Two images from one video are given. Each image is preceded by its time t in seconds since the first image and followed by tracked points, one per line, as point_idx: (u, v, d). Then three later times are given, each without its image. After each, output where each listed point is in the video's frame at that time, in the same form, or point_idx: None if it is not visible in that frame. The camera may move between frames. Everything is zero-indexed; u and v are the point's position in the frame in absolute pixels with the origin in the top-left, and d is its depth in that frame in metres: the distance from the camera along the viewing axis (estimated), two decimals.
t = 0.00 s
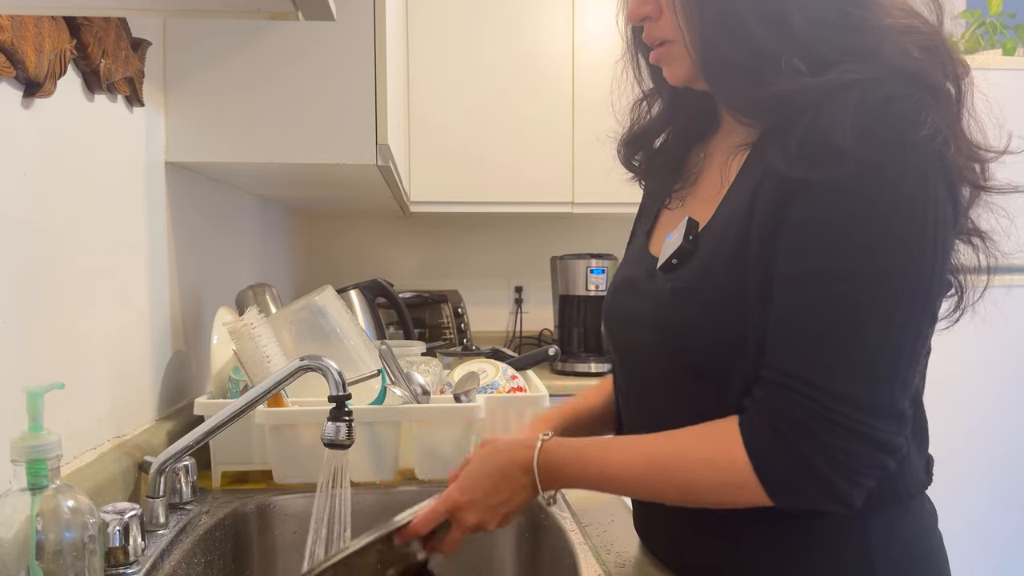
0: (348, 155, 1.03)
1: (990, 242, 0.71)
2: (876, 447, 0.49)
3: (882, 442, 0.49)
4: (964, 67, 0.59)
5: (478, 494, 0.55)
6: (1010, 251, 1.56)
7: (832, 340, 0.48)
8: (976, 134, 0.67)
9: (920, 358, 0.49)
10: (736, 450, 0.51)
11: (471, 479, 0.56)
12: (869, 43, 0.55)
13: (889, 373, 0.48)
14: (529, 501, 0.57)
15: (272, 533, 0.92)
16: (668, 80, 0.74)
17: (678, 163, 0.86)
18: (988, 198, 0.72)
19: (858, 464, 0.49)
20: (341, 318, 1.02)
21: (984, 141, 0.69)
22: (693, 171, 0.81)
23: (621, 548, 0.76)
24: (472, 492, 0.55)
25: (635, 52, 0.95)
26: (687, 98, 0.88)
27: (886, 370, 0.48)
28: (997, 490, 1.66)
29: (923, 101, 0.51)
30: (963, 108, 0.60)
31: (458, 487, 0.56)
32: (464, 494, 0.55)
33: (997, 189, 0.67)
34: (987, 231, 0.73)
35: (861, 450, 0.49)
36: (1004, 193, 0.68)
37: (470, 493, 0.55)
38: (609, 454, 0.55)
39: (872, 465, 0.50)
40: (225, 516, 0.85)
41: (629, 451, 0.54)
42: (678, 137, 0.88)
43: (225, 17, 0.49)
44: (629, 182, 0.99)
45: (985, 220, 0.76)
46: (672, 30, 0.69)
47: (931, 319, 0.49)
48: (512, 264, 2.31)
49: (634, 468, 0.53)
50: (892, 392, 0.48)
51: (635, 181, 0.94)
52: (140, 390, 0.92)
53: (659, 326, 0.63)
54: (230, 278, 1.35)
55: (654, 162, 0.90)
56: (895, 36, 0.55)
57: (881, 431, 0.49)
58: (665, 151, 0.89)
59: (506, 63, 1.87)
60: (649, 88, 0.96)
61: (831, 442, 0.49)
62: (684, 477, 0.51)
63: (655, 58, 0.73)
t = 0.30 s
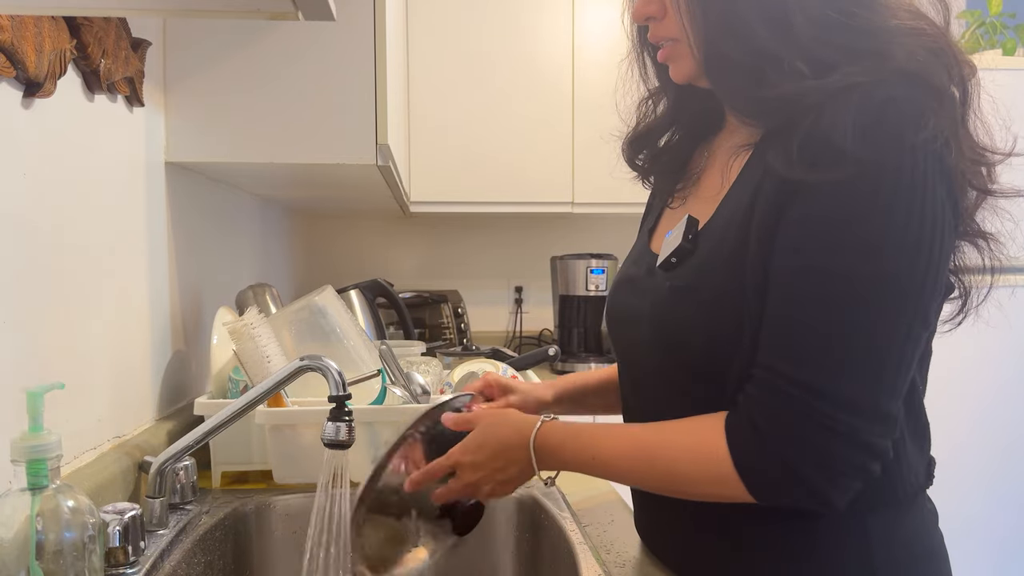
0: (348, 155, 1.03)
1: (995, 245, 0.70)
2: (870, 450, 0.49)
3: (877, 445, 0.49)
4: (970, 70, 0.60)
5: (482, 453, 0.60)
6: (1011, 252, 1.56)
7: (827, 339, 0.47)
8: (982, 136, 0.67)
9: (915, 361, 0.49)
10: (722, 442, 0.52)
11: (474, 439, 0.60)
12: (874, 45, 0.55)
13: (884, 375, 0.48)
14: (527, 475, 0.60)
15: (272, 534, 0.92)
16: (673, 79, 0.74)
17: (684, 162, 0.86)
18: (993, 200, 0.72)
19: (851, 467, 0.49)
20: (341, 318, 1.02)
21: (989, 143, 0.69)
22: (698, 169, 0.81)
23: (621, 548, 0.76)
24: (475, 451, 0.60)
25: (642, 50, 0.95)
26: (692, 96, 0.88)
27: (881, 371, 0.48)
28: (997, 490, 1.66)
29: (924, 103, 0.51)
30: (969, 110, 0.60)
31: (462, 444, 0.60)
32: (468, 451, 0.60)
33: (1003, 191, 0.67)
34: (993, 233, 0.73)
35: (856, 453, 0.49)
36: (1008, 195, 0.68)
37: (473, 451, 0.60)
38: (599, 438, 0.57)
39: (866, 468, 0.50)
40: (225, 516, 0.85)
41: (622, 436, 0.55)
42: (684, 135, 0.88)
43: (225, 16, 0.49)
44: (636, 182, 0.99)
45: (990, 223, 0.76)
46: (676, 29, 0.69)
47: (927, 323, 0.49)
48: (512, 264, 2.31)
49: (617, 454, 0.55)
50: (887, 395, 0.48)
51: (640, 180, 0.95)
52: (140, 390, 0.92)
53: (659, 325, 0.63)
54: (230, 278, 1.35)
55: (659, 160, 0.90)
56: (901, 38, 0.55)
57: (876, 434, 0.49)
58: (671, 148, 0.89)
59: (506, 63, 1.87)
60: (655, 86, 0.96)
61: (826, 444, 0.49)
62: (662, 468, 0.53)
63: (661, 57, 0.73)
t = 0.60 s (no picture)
0: (348, 155, 1.03)
1: (997, 245, 0.70)
2: (881, 453, 0.49)
3: (889, 447, 0.49)
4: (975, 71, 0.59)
5: (484, 516, 0.56)
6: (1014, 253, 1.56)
7: (837, 343, 0.48)
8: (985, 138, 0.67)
9: (926, 363, 0.49)
10: (740, 465, 0.51)
11: (476, 500, 0.56)
12: (880, 47, 0.55)
13: (895, 377, 0.48)
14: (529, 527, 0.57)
15: (272, 533, 0.92)
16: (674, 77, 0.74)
17: (687, 162, 0.86)
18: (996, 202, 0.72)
19: (863, 470, 0.49)
20: (342, 318, 1.02)
21: (992, 145, 0.69)
22: (703, 169, 0.81)
23: (621, 548, 0.76)
24: (478, 514, 0.56)
25: (643, 49, 0.95)
26: (696, 96, 0.88)
27: (892, 373, 0.48)
28: (997, 490, 1.66)
29: (933, 106, 0.51)
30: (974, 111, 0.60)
31: (463, 508, 0.56)
32: (471, 515, 0.56)
33: (1005, 192, 0.67)
34: (995, 234, 0.73)
35: (868, 455, 0.49)
36: (1011, 196, 0.68)
37: (477, 514, 0.56)
38: (609, 471, 0.55)
39: (878, 470, 0.50)
40: (225, 516, 0.85)
41: (633, 467, 0.54)
42: (687, 135, 0.88)
43: (225, 16, 0.49)
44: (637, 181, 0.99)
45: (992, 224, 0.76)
46: (681, 28, 0.69)
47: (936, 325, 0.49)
48: (512, 264, 2.31)
49: (635, 484, 0.53)
50: (897, 397, 0.49)
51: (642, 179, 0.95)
52: (140, 390, 0.92)
53: (665, 327, 0.63)
54: (230, 278, 1.35)
55: (662, 160, 0.90)
56: (906, 41, 0.55)
57: (887, 436, 0.49)
58: (676, 147, 0.89)
59: (506, 62, 1.87)
60: (657, 85, 0.96)
61: (837, 447, 0.49)
62: (686, 489, 0.52)
63: (662, 56, 0.73)
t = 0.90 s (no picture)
0: (348, 155, 1.03)
1: (988, 244, 0.71)
2: (894, 452, 0.49)
3: (901, 445, 0.49)
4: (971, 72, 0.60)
5: (485, 529, 0.57)
6: (1009, 253, 1.56)
7: (852, 344, 0.48)
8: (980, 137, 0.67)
9: (935, 362, 0.50)
10: (757, 466, 0.51)
11: (476, 512, 0.57)
12: (884, 46, 0.55)
13: (907, 375, 0.48)
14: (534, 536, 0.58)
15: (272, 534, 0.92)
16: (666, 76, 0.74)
17: (672, 161, 0.85)
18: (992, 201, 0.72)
19: (878, 469, 0.49)
20: (342, 317, 1.02)
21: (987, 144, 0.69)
22: (692, 171, 0.81)
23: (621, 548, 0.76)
24: (478, 527, 0.57)
25: (629, 48, 0.95)
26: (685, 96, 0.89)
27: (904, 373, 0.48)
28: (997, 489, 1.66)
29: (941, 106, 0.51)
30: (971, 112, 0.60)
31: (463, 520, 0.57)
32: (472, 529, 0.57)
33: (1002, 192, 0.68)
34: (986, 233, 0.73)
35: (882, 454, 0.49)
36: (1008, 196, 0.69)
37: (477, 527, 0.57)
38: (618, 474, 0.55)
39: (890, 470, 0.50)
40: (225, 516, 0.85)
41: (642, 472, 0.54)
42: (670, 135, 0.88)
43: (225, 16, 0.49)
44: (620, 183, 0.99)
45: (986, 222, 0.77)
46: (678, 27, 0.68)
47: (947, 324, 0.49)
48: (512, 264, 2.31)
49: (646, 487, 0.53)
50: (909, 396, 0.49)
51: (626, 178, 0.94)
52: (140, 390, 0.92)
53: (666, 328, 0.63)
54: (230, 278, 1.35)
55: (647, 160, 0.88)
56: (905, 40, 0.55)
57: (900, 434, 0.49)
58: (659, 148, 0.88)
59: (506, 62, 1.87)
60: (644, 85, 0.97)
61: (852, 447, 0.48)
62: (698, 490, 0.51)
63: (655, 55, 0.73)
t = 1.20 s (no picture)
0: (348, 154, 1.03)
1: (980, 241, 0.71)
2: (889, 453, 0.49)
3: (896, 446, 0.49)
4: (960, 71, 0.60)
5: (479, 548, 0.56)
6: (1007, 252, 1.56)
7: (847, 347, 0.48)
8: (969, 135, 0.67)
9: (929, 362, 0.50)
10: (753, 475, 0.50)
11: (470, 530, 0.56)
12: (872, 47, 0.55)
13: (901, 377, 0.48)
14: (529, 554, 0.58)
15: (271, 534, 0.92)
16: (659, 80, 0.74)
17: (665, 161, 0.86)
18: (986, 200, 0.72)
19: (873, 470, 0.49)
20: (341, 318, 1.02)
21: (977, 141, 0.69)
22: (684, 172, 0.81)
23: (620, 548, 0.75)
24: (473, 545, 0.56)
25: (619, 49, 0.95)
26: (675, 97, 0.89)
27: (898, 374, 0.48)
28: (996, 488, 1.66)
29: (931, 107, 0.51)
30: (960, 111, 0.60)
31: (457, 539, 0.56)
32: (466, 548, 0.56)
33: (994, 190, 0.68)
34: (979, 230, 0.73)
35: (878, 455, 0.49)
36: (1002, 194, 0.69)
37: (470, 545, 0.56)
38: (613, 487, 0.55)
39: (886, 470, 0.50)
40: (225, 516, 0.85)
41: (637, 483, 0.54)
42: (661, 137, 0.88)
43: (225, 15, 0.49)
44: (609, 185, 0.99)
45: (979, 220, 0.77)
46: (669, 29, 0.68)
47: (940, 324, 0.49)
48: (512, 264, 2.31)
49: (641, 499, 0.53)
50: (903, 396, 0.49)
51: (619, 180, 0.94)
52: (140, 390, 0.92)
53: (661, 331, 0.63)
54: (230, 278, 1.35)
55: (639, 161, 0.88)
56: (893, 41, 0.55)
57: (894, 435, 0.49)
58: (649, 149, 0.88)
59: (506, 62, 1.87)
60: (633, 87, 0.96)
61: (848, 449, 0.48)
62: (694, 499, 0.51)
63: (647, 58, 0.73)
